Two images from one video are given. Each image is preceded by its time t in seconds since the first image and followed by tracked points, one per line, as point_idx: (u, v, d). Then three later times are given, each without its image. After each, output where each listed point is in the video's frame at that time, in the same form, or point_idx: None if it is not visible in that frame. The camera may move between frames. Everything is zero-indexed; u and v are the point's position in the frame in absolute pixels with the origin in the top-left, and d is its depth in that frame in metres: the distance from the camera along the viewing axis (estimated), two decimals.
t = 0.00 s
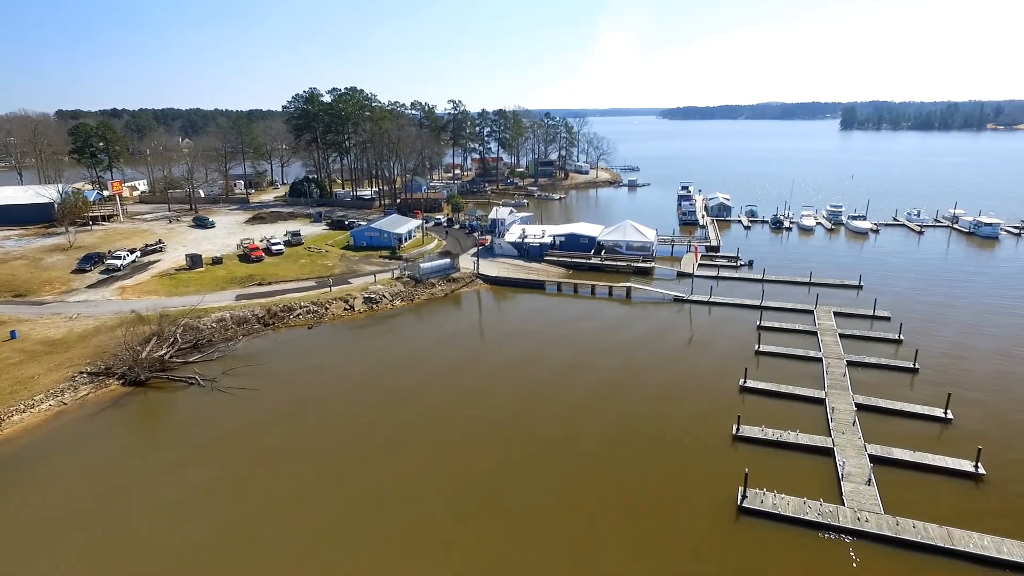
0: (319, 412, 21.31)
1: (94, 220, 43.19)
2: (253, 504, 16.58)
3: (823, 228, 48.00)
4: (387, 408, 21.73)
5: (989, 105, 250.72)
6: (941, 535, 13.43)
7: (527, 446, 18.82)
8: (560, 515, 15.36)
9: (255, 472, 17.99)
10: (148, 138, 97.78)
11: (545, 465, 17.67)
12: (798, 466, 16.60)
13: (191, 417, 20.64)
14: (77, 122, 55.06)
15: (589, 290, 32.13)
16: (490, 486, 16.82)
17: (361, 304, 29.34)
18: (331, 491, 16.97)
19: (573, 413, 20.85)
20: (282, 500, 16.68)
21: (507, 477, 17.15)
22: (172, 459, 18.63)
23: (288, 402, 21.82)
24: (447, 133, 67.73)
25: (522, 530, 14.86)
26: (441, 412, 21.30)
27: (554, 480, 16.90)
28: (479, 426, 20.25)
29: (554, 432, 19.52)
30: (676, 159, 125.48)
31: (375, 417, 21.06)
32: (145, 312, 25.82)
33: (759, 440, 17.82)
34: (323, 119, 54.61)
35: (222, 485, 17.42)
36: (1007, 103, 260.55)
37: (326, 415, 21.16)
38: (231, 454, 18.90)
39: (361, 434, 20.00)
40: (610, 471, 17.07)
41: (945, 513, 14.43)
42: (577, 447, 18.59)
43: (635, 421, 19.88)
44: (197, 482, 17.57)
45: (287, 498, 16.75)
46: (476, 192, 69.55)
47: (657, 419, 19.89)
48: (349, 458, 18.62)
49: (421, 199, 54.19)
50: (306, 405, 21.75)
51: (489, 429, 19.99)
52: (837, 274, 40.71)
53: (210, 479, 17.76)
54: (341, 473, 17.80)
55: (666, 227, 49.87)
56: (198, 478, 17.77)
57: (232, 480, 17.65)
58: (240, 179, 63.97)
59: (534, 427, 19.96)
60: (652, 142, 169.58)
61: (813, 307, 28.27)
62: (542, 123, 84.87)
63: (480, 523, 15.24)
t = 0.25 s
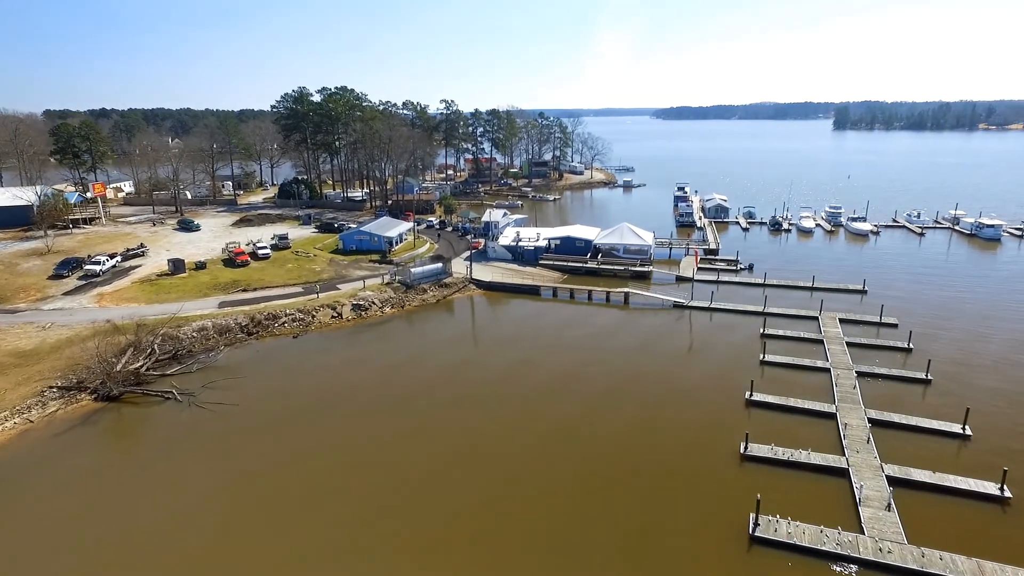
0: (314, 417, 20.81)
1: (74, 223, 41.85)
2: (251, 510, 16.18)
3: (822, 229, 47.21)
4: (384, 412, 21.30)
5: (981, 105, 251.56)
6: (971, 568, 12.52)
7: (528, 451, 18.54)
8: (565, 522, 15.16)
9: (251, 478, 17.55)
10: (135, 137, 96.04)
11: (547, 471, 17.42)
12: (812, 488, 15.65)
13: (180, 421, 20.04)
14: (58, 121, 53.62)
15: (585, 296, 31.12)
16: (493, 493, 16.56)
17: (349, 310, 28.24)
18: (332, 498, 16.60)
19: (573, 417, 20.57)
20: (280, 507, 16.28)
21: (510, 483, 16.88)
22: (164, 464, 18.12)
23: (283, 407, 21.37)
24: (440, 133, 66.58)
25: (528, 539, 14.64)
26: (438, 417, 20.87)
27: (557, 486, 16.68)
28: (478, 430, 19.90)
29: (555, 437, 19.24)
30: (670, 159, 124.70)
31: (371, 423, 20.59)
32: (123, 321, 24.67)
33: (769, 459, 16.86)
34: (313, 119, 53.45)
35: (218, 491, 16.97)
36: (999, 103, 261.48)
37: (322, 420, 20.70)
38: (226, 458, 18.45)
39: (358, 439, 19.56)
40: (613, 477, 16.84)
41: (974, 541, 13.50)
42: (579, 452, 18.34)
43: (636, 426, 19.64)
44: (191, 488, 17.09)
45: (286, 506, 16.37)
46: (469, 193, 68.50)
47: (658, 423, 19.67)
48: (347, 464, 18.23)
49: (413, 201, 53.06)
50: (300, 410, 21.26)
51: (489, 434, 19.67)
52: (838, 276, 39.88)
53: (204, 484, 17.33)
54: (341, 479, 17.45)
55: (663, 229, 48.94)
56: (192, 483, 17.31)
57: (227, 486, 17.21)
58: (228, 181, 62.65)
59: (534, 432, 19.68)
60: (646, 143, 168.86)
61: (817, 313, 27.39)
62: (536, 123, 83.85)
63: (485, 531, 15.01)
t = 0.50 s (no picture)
0: (312, 420, 20.35)
1: (55, 226, 40.56)
2: (248, 516, 15.74)
3: (823, 231, 46.39)
4: (383, 414, 20.85)
5: (974, 106, 252.23)
6: None
7: (531, 454, 18.20)
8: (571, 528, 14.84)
9: (249, 481, 17.12)
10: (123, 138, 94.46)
11: (552, 475, 17.11)
12: (828, 513, 14.70)
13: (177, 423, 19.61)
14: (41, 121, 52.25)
15: (583, 302, 30.06)
16: (497, 497, 16.22)
17: (337, 318, 27.14)
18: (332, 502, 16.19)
19: (576, 420, 20.24)
20: (279, 512, 15.86)
21: (514, 488, 16.56)
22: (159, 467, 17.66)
23: (280, 410, 20.92)
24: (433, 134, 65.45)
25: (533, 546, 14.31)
26: (438, 420, 20.42)
27: (561, 490, 16.37)
28: (480, 434, 19.53)
29: (558, 441, 18.93)
30: (666, 160, 123.92)
31: (369, 426, 20.10)
32: (99, 331, 23.53)
33: (781, 482, 15.88)
34: (303, 119, 52.30)
35: (214, 495, 16.53)
36: (993, 103, 262.13)
37: (321, 423, 20.25)
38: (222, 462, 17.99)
39: (358, 442, 19.13)
40: (619, 483, 16.54)
41: (1005, 567, 12.67)
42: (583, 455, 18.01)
43: (640, 430, 19.33)
44: (186, 492, 16.62)
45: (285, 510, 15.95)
46: (463, 194, 67.44)
47: (662, 427, 19.35)
48: (347, 467, 17.79)
49: (406, 203, 51.97)
50: (297, 414, 20.78)
51: (491, 437, 19.30)
52: (840, 280, 39.04)
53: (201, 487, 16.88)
54: (341, 483, 17.05)
55: (660, 232, 48.03)
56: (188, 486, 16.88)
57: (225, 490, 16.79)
58: (217, 182, 61.40)
59: (537, 435, 19.34)
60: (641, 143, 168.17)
61: (822, 320, 26.49)
62: (530, 123, 82.83)
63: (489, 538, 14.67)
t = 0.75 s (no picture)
0: (310, 424, 19.99)
1: (28, 230, 39.08)
2: (249, 523, 15.42)
3: (818, 233, 45.71)
4: (381, 418, 20.53)
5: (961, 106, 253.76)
6: None
7: (533, 457, 18.04)
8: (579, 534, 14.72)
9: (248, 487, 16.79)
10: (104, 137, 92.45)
11: (556, 478, 16.98)
12: (843, 542, 13.75)
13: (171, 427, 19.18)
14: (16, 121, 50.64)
15: (576, 308, 29.03)
16: (503, 502, 16.04)
17: (321, 327, 26.00)
18: (334, 509, 15.92)
19: (577, 422, 20.06)
20: (281, 519, 15.55)
21: (519, 493, 16.41)
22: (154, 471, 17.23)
23: (277, 414, 20.56)
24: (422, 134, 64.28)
25: (542, 553, 14.17)
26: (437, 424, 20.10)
27: (566, 495, 16.24)
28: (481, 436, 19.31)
29: (560, 443, 18.77)
30: (657, 160, 123.31)
31: (367, 428, 19.84)
32: (67, 342, 22.28)
33: (791, 506, 14.93)
34: (288, 119, 51.06)
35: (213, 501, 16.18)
36: (980, 103, 263.94)
37: (319, 426, 19.92)
38: (220, 465, 17.60)
39: (357, 446, 18.83)
40: (625, 487, 16.42)
41: None
42: (586, 458, 17.88)
43: (642, 432, 19.21)
44: (183, 498, 16.22)
45: (287, 517, 15.67)
46: (452, 195, 66.35)
47: (664, 430, 19.24)
48: (348, 473, 17.52)
49: (394, 205, 50.83)
50: (294, 417, 20.39)
51: (493, 440, 19.08)
52: (837, 282, 38.34)
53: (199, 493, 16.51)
54: (343, 489, 16.79)
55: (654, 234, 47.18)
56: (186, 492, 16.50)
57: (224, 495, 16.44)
58: (200, 184, 59.96)
59: (539, 437, 19.16)
60: (631, 143, 167.76)
61: (824, 326, 25.70)
62: (521, 124, 81.82)
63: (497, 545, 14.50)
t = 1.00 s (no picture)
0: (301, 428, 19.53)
1: None
2: (243, 527, 14.96)
3: (810, 234, 45.12)
4: (374, 419, 20.16)
5: (943, 106, 256.35)
6: None
7: (531, 455, 17.80)
8: (582, 530, 14.48)
9: (241, 492, 16.33)
10: (82, 138, 90.26)
11: (556, 476, 16.73)
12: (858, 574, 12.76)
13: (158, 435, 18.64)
14: None
15: (566, 314, 27.98)
16: (504, 499, 15.77)
17: (300, 337, 24.78)
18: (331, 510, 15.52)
19: (573, 419, 19.87)
20: (275, 522, 15.13)
21: (519, 490, 16.15)
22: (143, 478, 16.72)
23: (268, 418, 20.08)
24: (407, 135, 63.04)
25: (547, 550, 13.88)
26: (432, 425, 19.75)
27: (568, 491, 16.00)
28: (478, 435, 19.01)
29: (558, 440, 18.55)
30: (644, 160, 122.91)
31: (361, 429, 19.55)
32: (26, 357, 20.96)
33: (800, 533, 13.92)
34: (268, 119, 49.72)
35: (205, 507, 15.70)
36: (961, 103, 267.01)
37: (311, 430, 19.49)
38: (211, 472, 17.14)
39: (351, 448, 18.44)
40: (625, 484, 16.20)
41: None
42: (585, 455, 17.67)
43: (640, 429, 19.03)
44: (174, 505, 15.72)
45: (283, 519, 15.24)
46: (438, 197, 65.25)
47: (662, 427, 19.07)
48: (343, 475, 17.12)
49: (378, 208, 49.60)
50: (285, 421, 19.93)
51: (490, 438, 18.78)
52: (830, 284, 37.69)
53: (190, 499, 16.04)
54: (340, 490, 16.41)
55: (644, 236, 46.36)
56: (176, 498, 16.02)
57: (217, 500, 15.98)
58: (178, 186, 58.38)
59: (537, 435, 18.93)
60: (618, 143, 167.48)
61: (822, 333, 24.91)
62: (508, 124, 80.83)
63: (500, 542, 14.20)
